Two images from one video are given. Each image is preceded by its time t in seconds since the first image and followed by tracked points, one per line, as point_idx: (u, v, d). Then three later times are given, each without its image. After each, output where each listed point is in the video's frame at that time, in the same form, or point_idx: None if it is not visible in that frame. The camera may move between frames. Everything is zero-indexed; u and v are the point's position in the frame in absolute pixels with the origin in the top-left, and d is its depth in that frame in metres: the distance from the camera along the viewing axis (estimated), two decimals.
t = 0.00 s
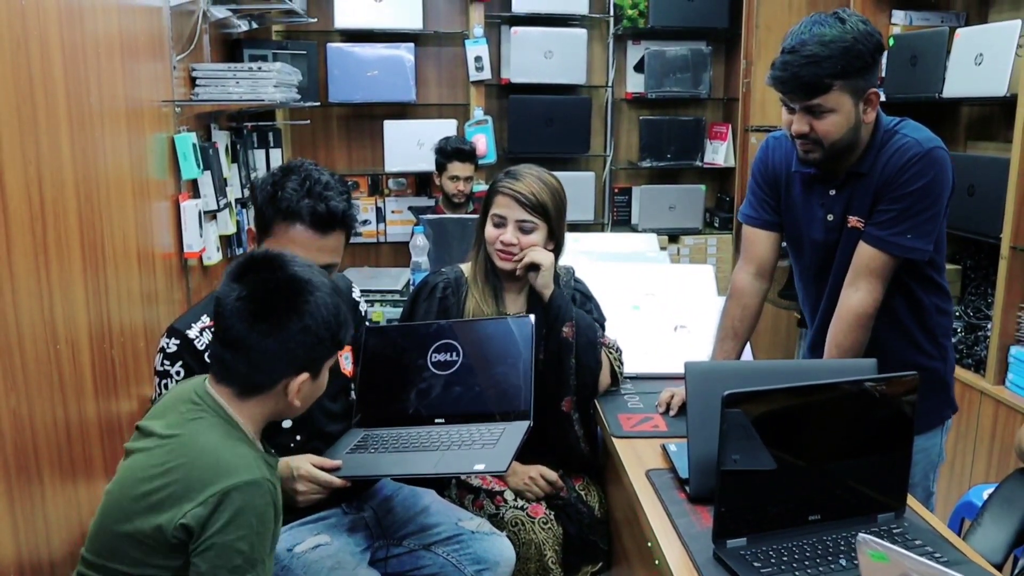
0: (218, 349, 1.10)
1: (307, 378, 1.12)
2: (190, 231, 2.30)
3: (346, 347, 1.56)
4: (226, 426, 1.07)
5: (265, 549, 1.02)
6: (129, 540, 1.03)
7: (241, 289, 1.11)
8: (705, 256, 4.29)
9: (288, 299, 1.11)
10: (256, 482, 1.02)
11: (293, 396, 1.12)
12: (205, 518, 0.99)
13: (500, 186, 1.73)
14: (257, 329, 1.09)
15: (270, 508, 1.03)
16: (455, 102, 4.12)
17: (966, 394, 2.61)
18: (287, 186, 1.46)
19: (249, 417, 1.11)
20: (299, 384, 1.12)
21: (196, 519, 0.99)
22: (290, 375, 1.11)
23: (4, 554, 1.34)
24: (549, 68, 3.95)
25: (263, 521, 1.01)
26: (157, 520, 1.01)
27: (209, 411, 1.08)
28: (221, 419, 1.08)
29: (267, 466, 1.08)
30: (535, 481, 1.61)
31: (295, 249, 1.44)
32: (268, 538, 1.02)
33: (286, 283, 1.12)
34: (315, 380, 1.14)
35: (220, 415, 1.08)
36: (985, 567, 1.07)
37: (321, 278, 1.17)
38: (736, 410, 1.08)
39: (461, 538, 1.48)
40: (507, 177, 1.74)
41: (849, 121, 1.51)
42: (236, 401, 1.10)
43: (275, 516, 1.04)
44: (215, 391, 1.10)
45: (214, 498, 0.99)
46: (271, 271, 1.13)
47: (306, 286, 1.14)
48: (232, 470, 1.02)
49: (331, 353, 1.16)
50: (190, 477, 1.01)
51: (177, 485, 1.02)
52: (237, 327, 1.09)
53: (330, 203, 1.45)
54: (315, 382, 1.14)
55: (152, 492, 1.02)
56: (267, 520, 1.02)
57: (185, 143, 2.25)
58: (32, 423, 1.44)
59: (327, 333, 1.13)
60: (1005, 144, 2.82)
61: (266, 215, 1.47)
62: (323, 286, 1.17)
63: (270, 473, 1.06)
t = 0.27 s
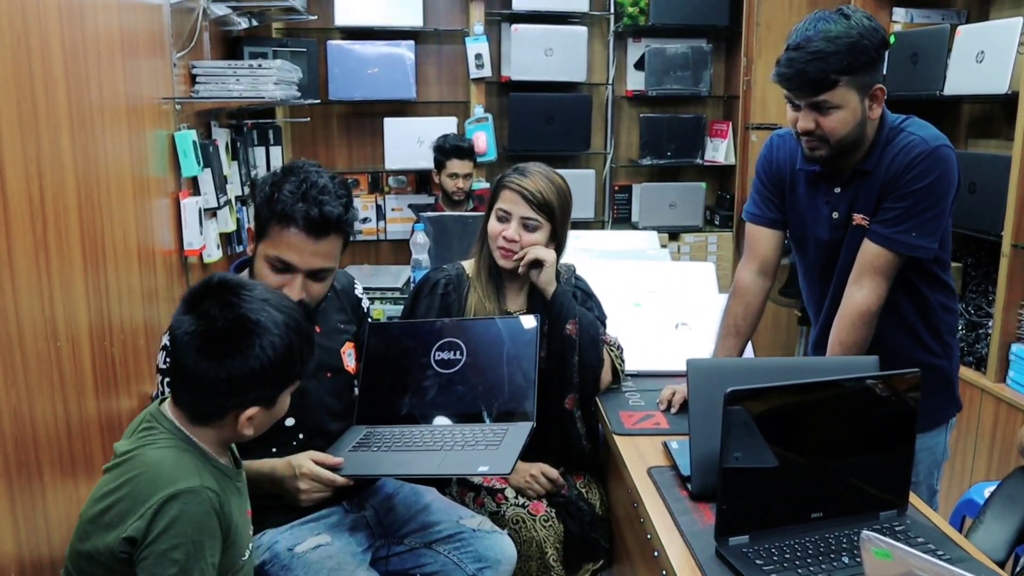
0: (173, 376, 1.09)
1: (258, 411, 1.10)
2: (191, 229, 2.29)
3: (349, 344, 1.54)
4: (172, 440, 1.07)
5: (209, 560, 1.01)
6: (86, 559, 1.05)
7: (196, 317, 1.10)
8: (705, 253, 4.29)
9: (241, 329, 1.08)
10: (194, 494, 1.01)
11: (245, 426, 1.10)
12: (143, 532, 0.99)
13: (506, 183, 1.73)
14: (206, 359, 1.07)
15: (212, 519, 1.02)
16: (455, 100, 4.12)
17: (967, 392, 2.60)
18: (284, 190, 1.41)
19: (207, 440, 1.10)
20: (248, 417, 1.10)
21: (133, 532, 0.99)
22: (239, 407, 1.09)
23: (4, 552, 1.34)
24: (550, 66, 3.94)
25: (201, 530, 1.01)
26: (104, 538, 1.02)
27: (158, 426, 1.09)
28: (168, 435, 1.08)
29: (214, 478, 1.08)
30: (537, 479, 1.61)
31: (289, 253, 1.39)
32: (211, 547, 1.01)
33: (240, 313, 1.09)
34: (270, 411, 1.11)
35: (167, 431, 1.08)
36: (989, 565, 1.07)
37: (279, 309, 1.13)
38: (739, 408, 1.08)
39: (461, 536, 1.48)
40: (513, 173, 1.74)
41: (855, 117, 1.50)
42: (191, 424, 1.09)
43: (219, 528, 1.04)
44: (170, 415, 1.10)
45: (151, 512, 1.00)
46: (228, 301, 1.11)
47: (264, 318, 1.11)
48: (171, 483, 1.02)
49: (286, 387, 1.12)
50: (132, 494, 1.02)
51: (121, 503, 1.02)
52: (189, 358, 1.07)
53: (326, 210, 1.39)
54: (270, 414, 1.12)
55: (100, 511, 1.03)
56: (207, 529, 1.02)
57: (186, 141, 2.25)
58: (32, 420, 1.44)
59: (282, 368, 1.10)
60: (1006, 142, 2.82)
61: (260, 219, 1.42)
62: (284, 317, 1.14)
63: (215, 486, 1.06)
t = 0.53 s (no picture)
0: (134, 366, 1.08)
1: (225, 388, 1.07)
2: (191, 226, 2.29)
3: (349, 342, 1.53)
4: (141, 437, 1.06)
5: (177, 556, 0.99)
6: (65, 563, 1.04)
7: (145, 301, 1.08)
8: (705, 251, 4.29)
9: (190, 308, 1.06)
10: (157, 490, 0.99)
11: (214, 408, 1.08)
12: (108, 532, 0.97)
13: (507, 182, 1.72)
14: (159, 343, 1.05)
15: (177, 514, 1.00)
16: (455, 97, 4.11)
17: (967, 390, 2.60)
18: (286, 189, 1.37)
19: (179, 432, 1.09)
20: (217, 394, 1.07)
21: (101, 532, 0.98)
22: (204, 386, 1.06)
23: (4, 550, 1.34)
24: (550, 63, 3.94)
25: (167, 526, 0.99)
26: (77, 542, 1.01)
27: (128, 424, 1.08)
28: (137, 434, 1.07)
29: (184, 474, 1.06)
30: (537, 476, 1.60)
31: (312, 255, 1.36)
32: (179, 543, 0.99)
33: (187, 292, 1.07)
34: (238, 390, 1.09)
35: (136, 428, 1.07)
36: (989, 562, 1.07)
37: (234, 284, 1.11)
38: (739, 405, 1.08)
39: (461, 534, 1.48)
40: (514, 172, 1.73)
41: (854, 113, 1.50)
42: (157, 416, 1.07)
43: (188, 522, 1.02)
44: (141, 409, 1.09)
45: (115, 512, 0.98)
46: (173, 280, 1.08)
47: (212, 292, 1.08)
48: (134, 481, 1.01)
49: (251, 362, 1.10)
50: (99, 496, 1.01)
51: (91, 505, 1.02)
52: (141, 342, 1.05)
53: (336, 206, 1.37)
54: (239, 392, 1.09)
55: (73, 515, 1.03)
56: (174, 525, 1.00)
57: (184, 138, 2.25)
58: (31, 419, 1.43)
59: (238, 339, 1.07)
60: (1006, 140, 2.82)
61: (263, 221, 1.37)
62: (238, 292, 1.11)
63: (182, 482, 1.04)
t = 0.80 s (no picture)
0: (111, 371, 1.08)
1: (202, 386, 1.08)
2: (190, 227, 2.29)
3: (344, 342, 1.54)
4: (116, 441, 1.06)
5: (151, 557, 0.98)
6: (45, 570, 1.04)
7: (113, 303, 1.08)
8: (703, 251, 4.29)
9: (157, 307, 1.06)
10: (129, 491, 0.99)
11: (192, 407, 1.08)
12: (82, 534, 0.97)
13: (507, 184, 1.72)
14: (128, 345, 1.05)
15: (149, 514, 1.00)
16: (454, 97, 4.11)
17: (965, 391, 2.61)
18: (286, 192, 1.37)
19: (164, 437, 1.10)
20: (194, 392, 1.08)
21: (74, 535, 0.98)
22: (180, 385, 1.07)
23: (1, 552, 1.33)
24: (548, 64, 3.94)
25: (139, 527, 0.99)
26: (54, 546, 1.01)
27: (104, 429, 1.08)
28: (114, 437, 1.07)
29: (159, 476, 1.06)
30: (535, 477, 1.60)
31: (322, 255, 1.38)
32: (153, 545, 0.99)
33: (153, 290, 1.07)
34: (215, 387, 1.10)
35: (112, 432, 1.07)
36: (987, 564, 1.07)
37: (206, 284, 1.12)
38: (736, 407, 1.07)
39: (459, 535, 1.48)
40: (513, 175, 1.73)
41: (845, 112, 1.50)
42: (138, 420, 1.08)
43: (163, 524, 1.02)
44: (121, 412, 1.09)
45: (88, 513, 0.98)
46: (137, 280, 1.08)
47: (180, 289, 1.08)
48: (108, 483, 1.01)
49: (227, 359, 1.10)
50: (73, 498, 1.01)
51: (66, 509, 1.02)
52: (112, 345, 1.06)
53: (339, 206, 1.39)
54: (215, 390, 1.10)
55: (50, 519, 1.03)
56: (146, 526, 0.99)
57: (183, 138, 2.25)
58: (28, 419, 1.43)
59: (208, 333, 1.07)
60: (1004, 142, 2.82)
61: (266, 226, 1.36)
62: (206, 287, 1.11)
63: (157, 483, 1.04)
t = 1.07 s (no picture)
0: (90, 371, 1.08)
1: (182, 382, 1.08)
2: (187, 228, 2.29)
3: (340, 343, 1.54)
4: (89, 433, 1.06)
5: (108, 548, 0.97)
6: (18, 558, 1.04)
7: (87, 303, 1.07)
8: (701, 253, 4.30)
9: (128, 305, 1.05)
10: (86, 480, 0.99)
11: (175, 404, 1.08)
12: (40, 522, 0.97)
13: (505, 187, 1.72)
14: (102, 346, 1.05)
15: (109, 505, 0.99)
16: (452, 99, 4.11)
17: (962, 392, 2.61)
18: (285, 195, 1.37)
19: (148, 434, 1.10)
20: (176, 389, 1.08)
21: (33, 523, 0.98)
22: (161, 383, 1.06)
23: None
24: (546, 66, 3.94)
25: (97, 517, 0.98)
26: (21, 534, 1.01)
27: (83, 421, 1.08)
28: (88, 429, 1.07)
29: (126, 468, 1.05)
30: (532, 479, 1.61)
31: (322, 256, 1.39)
32: (110, 536, 0.98)
33: (124, 289, 1.06)
34: (197, 383, 1.09)
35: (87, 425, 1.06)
36: (982, 565, 1.07)
37: (182, 281, 1.11)
38: (734, 408, 1.07)
39: (456, 536, 1.48)
40: (511, 177, 1.73)
41: (836, 113, 1.51)
42: (120, 419, 1.08)
43: (124, 514, 1.00)
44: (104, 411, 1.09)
45: (47, 503, 0.98)
46: (107, 279, 1.07)
47: (154, 287, 1.07)
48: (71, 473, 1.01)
49: (207, 355, 1.10)
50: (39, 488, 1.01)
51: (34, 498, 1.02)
52: (88, 346, 1.06)
53: (340, 206, 1.39)
54: (197, 386, 1.09)
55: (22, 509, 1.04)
56: (105, 516, 0.98)
57: (180, 140, 2.25)
58: (26, 421, 1.43)
59: (183, 329, 1.07)
60: (1002, 144, 2.83)
61: (265, 230, 1.36)
62: (181, 283, 1.11)
63: (122, 474, 1.03)
